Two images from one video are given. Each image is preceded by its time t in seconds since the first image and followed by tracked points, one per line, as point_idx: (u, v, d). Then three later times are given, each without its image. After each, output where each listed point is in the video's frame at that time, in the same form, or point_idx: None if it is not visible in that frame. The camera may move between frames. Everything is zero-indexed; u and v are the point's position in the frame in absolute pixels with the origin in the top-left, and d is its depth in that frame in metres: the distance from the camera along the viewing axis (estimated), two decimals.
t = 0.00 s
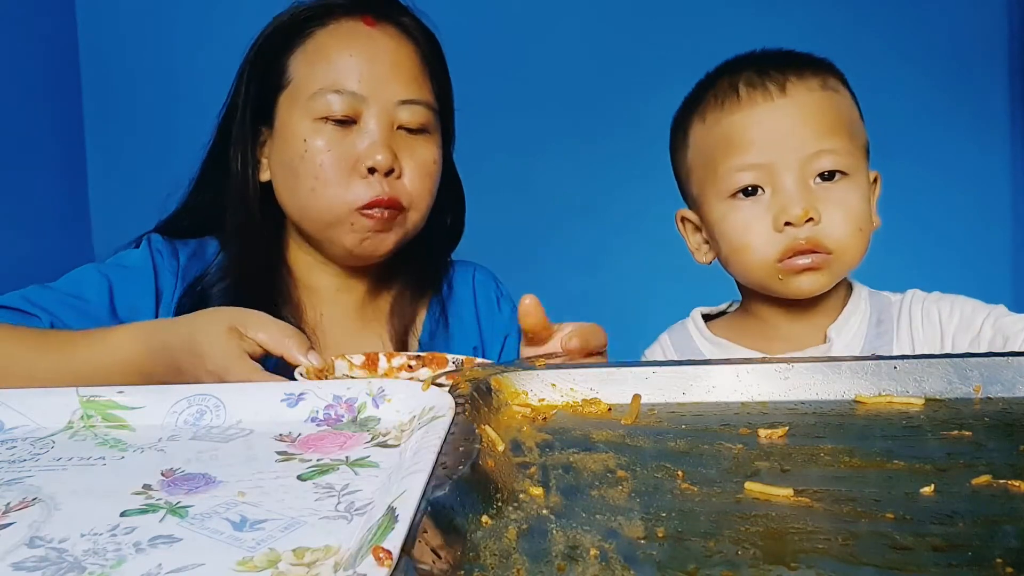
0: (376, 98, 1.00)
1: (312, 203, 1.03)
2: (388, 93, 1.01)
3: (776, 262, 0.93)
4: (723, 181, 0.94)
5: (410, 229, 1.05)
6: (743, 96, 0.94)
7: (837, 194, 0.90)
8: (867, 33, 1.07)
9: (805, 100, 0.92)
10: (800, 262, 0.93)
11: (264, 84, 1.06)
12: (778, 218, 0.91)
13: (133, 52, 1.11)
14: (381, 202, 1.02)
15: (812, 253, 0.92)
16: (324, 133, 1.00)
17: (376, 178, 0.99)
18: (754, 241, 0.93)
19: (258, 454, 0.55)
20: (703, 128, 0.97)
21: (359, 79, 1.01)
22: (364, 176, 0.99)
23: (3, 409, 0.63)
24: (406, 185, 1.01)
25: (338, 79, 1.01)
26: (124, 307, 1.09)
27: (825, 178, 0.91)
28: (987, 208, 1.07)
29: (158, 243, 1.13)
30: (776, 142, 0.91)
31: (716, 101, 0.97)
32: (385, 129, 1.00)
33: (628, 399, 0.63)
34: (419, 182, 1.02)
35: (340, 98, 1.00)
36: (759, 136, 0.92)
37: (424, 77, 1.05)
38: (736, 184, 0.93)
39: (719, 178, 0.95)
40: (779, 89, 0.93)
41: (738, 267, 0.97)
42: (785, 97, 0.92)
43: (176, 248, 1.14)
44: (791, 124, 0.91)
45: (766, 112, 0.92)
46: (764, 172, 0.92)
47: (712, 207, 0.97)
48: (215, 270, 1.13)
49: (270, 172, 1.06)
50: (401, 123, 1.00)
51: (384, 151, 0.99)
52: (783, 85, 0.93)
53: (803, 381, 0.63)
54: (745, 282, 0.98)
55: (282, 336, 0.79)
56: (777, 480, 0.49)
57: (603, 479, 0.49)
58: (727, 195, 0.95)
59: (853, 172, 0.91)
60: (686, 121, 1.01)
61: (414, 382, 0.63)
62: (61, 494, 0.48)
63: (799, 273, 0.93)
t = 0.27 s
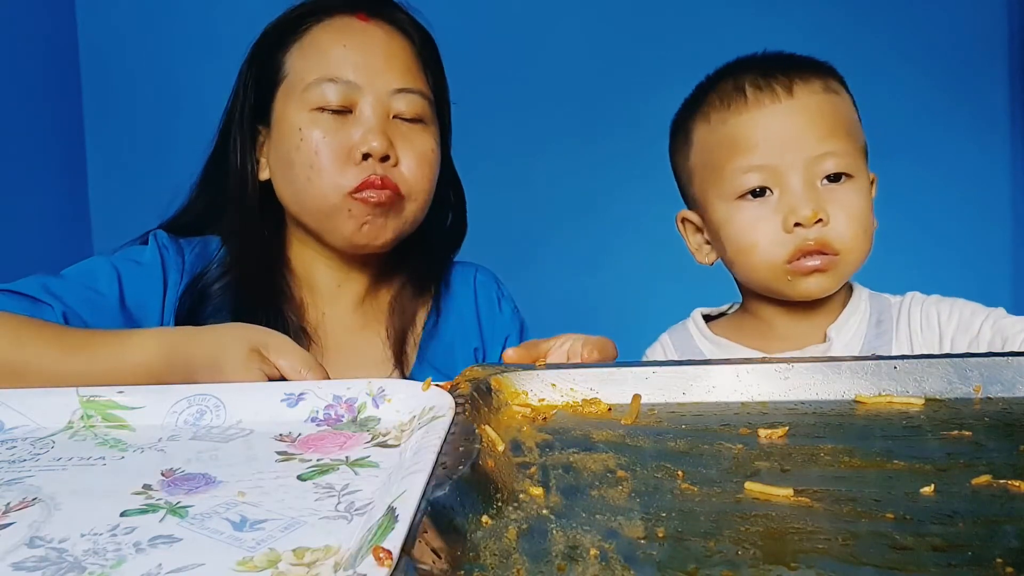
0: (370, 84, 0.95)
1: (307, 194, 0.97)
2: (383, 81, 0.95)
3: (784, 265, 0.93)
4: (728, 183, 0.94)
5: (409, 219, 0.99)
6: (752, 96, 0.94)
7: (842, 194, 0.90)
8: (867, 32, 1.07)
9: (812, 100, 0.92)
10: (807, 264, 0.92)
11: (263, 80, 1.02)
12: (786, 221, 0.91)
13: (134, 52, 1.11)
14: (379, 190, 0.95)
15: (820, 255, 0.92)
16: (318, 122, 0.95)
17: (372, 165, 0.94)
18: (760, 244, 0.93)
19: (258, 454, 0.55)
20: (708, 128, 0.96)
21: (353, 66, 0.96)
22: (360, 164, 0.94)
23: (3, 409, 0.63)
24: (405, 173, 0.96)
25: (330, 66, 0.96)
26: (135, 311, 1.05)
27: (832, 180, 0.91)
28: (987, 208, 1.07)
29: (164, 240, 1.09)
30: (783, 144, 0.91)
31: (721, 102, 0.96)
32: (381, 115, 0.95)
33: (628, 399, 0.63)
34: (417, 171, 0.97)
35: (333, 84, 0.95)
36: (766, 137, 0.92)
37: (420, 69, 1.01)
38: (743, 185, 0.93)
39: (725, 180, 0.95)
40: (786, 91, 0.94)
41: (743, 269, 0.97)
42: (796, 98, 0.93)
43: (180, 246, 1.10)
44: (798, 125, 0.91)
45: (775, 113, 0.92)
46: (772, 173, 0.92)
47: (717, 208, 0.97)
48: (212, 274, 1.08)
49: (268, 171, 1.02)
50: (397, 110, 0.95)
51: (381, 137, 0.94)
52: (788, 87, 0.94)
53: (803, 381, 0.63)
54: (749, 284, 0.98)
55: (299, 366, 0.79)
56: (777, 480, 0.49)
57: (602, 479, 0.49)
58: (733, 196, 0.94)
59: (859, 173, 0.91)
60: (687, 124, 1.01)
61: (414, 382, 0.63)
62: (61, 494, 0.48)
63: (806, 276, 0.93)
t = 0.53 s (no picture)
0: (365, 74, 1.02)
1: (307, 186, 1.04)
2: (378, 70, 1.02)
3: (824, 270, 0.94)
4: (766, 189, 0.94)
5: (410, 213, 1.06)
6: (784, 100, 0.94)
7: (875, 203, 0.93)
8: (868, 31, 1.07)
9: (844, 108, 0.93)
10: (846, 269, 0.94)
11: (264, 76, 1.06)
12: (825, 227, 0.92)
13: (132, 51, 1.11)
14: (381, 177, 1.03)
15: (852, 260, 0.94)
16: (317, 112, 1.01)
17: (370, 152, 1.01)
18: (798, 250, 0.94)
19: (258, 454, 0.55)
20: (738, 132, 0.95)
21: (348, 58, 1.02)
22: (358, 152, 1.01)
23: (3, 409, 0.63)
24: (402, 161, 1.03)
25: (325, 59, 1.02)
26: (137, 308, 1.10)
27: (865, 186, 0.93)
28: (987, 208, 1.07)
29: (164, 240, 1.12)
30: (822, 150, 0.91)
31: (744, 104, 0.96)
32: (378, 106, 1.01)
33: (628, 399, 0.63)
34: (414, 160, 1.03)
35: (330, 77, 1.01)
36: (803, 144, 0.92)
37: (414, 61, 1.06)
38: (782, 191, 0.93)
39: (762, 184, 0.94)
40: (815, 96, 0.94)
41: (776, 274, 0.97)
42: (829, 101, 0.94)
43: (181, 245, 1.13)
44: (837, 130, 0.92)
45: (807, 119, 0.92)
46: (810, 179, 0.92)
47: (752, 214, 0.96)
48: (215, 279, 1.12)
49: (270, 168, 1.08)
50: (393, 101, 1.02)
51: (377, 125, 1.01)
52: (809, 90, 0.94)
53: (803, 381, 0.63)
54: (781, 291, 0.99)
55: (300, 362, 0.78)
56: (777, 480, 0.49)
57: (603, 479, 0.49)
58: (772, 203, 0.94)
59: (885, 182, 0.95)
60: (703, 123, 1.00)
61: (414, 382, 0.63)
62: (61, 495, 0.48)
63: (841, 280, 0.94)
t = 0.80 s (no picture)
0: (356, 68, 0.97)
1: (296, 184, 0.99)
2: (370, 64, 0.98)
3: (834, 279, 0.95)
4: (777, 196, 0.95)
5: (404, 208, 1.00)
6: (796, 108, 0.95)
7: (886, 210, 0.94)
8: (867, 32, 1.07)
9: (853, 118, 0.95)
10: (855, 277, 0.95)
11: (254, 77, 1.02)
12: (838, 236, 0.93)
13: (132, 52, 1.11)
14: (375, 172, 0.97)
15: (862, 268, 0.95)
16: (308, 108, 0.97)
17: (362, 147, 0.96)
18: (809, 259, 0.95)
19: (258, 454, 0.55)
20: (749, 139, 0.96)
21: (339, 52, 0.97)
22: (351, 147, 0.96)
23: (3, 409, 0.63)
24: (396, 156, 0.97)
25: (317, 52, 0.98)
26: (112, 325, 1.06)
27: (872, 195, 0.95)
28: (987, 208, 1.07)
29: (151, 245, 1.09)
30: (835, 159, 0.93)
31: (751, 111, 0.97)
32: (369, 98, 0.97)
33: (628, 399, 0.63)
34: (411, 154, 0.99)
35: (321, 70, 0.97)
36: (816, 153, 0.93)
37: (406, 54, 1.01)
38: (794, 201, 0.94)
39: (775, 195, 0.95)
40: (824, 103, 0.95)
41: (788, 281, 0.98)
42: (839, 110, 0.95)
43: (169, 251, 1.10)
44: (849, 141, 0.93)
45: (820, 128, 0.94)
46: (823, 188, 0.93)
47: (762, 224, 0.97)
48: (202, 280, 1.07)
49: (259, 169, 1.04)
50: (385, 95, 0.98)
51: (371, 118, 0.96)
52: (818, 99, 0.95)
53: (803, 381, 0.63)
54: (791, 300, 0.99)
55: (271, 325, 0.76)
56: (776, 480, 0.49)
57: (603, 479, 0.49)
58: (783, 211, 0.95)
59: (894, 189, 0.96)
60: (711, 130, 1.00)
61: (414, 382, 0.63)
62: (61, 494, 0.48)
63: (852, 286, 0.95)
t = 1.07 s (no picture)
0: (350, 65, 0.99)
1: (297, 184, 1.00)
2: (363, 60, 0.99)
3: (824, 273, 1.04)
4: (778, 192, 1.02)
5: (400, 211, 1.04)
6: (801, 109, 1.01)
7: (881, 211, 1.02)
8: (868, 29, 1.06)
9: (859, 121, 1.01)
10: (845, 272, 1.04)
11: (239, 76, 1.00)
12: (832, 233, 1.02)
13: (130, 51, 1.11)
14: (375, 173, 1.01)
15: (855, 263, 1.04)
16: (301, 105, 0.98)
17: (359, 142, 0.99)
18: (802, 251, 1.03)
19: (258, 454, 0.55)
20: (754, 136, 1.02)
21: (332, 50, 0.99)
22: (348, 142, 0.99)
23: (3, 410, 0.63)
24: (395, 154, 1.01)
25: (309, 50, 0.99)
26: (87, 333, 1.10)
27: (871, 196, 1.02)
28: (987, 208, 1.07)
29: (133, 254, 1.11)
30: (835, 161, 1.01)
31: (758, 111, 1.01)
32: (363, 96, 0.99)
33: (628, 399, 0.63)
34: (410, 152, 1.02)
35: (315, 68, 0.98)
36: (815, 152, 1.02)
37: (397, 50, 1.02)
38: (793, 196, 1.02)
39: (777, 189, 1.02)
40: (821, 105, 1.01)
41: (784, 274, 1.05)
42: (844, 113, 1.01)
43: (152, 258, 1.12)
44: (855, 140, 1.01)
45: (820, 130, 1.01)
46: (821, 185, 1.02)
47: (762, 218, 1.04)
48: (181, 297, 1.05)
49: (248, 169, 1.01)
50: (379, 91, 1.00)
51: (366, 116, 0.99)
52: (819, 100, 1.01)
53: (804, 380, 0.63)
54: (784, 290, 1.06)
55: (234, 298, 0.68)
56: (776, 480, 0.49)
57: (603, 479, 0.49)
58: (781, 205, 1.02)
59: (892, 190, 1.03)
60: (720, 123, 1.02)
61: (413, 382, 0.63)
62: (61, 494, 0.48)
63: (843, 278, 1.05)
